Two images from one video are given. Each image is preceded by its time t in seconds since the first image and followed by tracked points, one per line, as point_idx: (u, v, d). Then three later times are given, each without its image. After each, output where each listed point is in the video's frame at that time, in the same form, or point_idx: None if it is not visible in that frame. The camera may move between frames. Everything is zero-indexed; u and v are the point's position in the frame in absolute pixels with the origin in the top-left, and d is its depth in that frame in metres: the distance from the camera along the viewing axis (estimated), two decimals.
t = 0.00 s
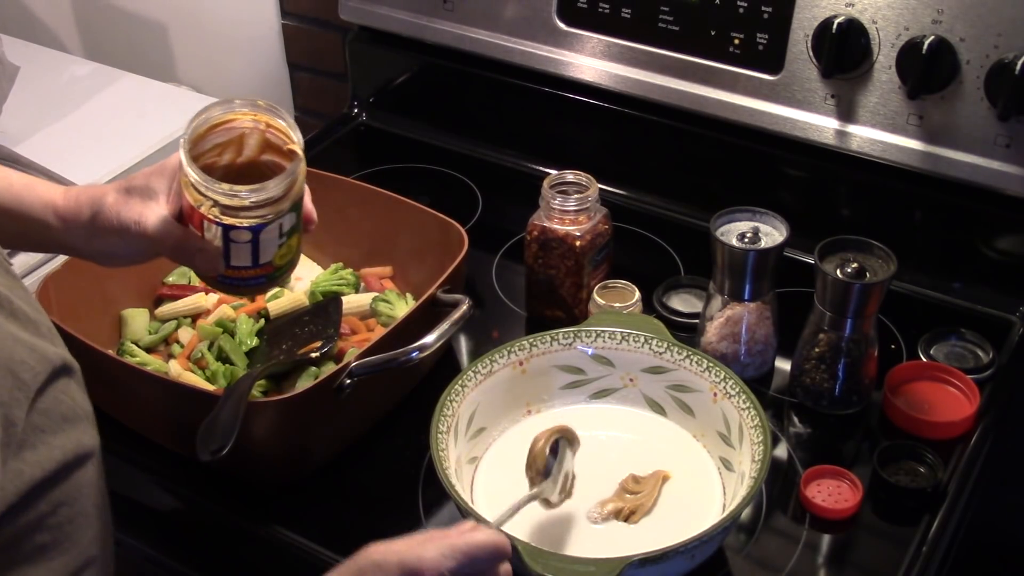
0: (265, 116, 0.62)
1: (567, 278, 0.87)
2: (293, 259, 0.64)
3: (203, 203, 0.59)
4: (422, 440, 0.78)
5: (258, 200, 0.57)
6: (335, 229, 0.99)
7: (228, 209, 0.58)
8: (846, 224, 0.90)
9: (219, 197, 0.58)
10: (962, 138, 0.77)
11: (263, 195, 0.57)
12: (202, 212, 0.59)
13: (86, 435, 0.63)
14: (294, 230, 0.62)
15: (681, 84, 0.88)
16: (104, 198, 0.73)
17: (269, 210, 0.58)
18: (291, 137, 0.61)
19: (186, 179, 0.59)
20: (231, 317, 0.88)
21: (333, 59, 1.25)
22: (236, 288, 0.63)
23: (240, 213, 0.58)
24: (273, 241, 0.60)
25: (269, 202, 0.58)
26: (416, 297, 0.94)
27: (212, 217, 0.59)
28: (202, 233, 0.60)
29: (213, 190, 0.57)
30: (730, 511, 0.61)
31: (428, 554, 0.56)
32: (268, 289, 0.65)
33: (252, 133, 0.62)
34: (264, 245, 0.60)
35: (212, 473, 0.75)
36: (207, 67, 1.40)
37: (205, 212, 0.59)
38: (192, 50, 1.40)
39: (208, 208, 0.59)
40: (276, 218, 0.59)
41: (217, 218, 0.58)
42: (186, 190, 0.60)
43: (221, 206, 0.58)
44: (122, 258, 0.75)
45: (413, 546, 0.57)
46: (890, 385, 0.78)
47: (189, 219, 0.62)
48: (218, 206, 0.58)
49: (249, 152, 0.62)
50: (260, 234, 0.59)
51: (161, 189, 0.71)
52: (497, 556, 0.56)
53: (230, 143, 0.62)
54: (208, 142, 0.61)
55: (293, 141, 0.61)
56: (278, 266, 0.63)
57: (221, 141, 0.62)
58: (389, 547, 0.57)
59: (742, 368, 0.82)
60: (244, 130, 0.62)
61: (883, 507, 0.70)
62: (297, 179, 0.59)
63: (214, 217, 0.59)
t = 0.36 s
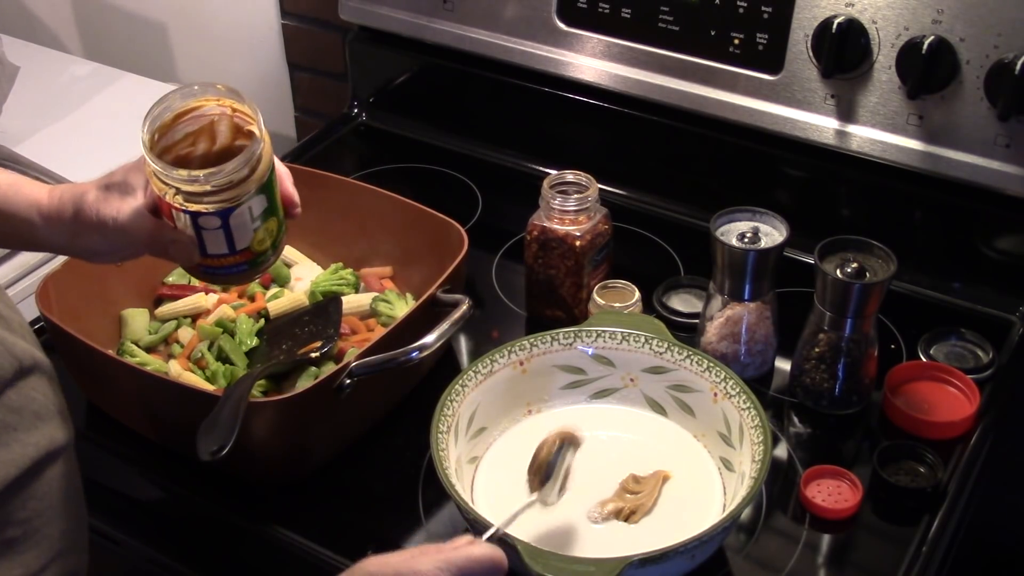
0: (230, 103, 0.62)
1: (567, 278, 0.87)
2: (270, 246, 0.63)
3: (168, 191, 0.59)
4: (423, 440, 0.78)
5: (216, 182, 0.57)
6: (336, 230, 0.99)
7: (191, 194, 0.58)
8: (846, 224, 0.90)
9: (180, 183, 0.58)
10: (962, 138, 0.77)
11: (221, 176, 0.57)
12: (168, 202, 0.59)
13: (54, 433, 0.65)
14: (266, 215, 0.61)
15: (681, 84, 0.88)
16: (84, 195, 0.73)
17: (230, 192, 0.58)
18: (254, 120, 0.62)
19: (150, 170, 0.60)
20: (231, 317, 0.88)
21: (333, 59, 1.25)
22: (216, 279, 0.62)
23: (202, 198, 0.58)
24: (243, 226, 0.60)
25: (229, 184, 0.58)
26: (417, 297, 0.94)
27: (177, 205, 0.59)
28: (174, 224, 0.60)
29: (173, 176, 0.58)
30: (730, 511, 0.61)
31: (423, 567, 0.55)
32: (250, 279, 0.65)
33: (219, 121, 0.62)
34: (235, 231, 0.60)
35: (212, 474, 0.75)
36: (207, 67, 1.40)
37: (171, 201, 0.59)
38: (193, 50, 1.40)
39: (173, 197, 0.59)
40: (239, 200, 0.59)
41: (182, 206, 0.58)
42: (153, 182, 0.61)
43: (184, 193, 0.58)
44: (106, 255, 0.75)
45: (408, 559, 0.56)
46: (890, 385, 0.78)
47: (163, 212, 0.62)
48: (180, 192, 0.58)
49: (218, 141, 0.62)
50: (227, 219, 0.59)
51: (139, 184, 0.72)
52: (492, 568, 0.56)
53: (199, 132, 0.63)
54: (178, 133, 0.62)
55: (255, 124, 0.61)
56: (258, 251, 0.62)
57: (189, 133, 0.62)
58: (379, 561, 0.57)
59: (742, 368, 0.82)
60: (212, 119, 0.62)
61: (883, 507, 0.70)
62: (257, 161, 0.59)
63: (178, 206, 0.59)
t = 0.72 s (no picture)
0: (227, 120, 0.62)
1: (567, 278, 0.87)
2: (257, 264, 0.63)
3: (157, 202, 0.59)
4: (423, 440, 0.78)
5: (207, 196, 0.57)
6: (336, 230, 0.99)
7: (180, 206, 0.58)
8: (846, 224, 0.90)
9: (170, 195, 0.58)
10: (962, 138, 0.77)
11: (212, 190, 0.57)
12: (157, 212, 0.59)
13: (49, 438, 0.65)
14: (255, 232, 0.61)
15: (681, 84, 0.88)
16: (73, 203, 0.73)
17: (221, 207, 0.58)
18: (249, 138, 0.61)
19: (141, 180, 0.60)
20: (231, 317, 0.88)
21: (333, 59, 1.25)
22: (201, 294, 0.62)
23: (192, 211, 0.58)
24: (232, 242, 0.60)
25: (220, 198, 0.58)
26: (416, 297, 0.94)
27: (166, 216, 0.58)
28: (162, 236, 0.60)
29: (163, 187, 0.57)
30: (730, 511, 0.61)
31: (430, 548, 0.55)
32: (235, 298, 0.64)
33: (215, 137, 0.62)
34: (222, 247, 0.60)
35: (212, 474, 0.75)
36: (207, 68, 1.40)
37: (160, 212, 0.59)
38: (193, 49, 1.40)
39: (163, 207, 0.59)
40: (230, 215, 0.59)
41: (171, 217, 0.58)
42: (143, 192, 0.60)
43: (174, 205, 0.58)
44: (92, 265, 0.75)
45: (415, 539, 0.56)
46: (890, 385, 0.78)
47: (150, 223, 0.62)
48: (170, 204, 0.58)
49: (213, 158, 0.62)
50: (216, 233, 0.58)
51: (129, 195, 0.71)
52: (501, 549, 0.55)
53: (195, 146, 0.62)
54: (173, 146, 0.62)
55: (251, 142, 0.61)
56: (243, 269, 0.62)
57: (184, 146, 0.62)
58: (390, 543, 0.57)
59: (742, 367, 0.82)
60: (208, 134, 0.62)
61: (883, 507, 0.70)
62: (251, 177, 0.59)
63: (168, 217, 0.58)
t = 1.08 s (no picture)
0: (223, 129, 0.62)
1: (567, 278, 0.87)
2: (249, 276, 0.63)
3: (150, 204, 0.59)
4: (423, 439, 0.78)
5: (198, 197, 0.57)
6: (336, 230, 0.99)
7: (172, 207, 0.58)
8: (846, 224, 0.90)
9: (162, 195, 0.58)
10: (962, 138, 0.77)
11: (203, 191, 0.57)
12: (150, 214, 0.59)
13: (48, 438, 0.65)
14: (247, 241, 0.61)
15: (681, 84, 0.88)
16: (68, 216, 0.73)
17: (212, 209, 0.58)
18: (244, 145, 0.61)
19: (135, 183, 0.60)
20: (231, 317, 0.88)
21: (333, 59, 1.25)
22: (192, 304, 0.62)
23: (183, 213, 0.58)
24: (224, 247, 0.60)
25: (211, 199, 0.58)
26: (416, 297, 0.94)
27: (159, 218, 0.58)
28: (155, 241, 0.60)
29: (155, 187, 0.57)
30: (730, 512, 0.61)
31: (445, 549, 0.55)
32: (228, 311, 0.64)
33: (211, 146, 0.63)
34: (214, 254, 0.60)
35: (212, 474, 0.75)
36: (207, 68, 1.40)
37: (152, 214, 0.59)
38: (193, 49, 1.40)
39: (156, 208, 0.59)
40: (221, 218, 0.59)
41: (163, 219, 0.58)
42: (138, 196, 0.61)
43: (166, 205, 0.58)
44: (86, 277, 0.75)
45: (429, 542, 0.56)
46: (890, 385, 0.78)
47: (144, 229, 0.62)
48: (162, 205, 0.58)
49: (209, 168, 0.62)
50: (207, 236, 0.58)
51: (124, 207, 0.72)
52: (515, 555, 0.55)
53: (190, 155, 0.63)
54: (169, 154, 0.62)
55: (246, 149, 0.61)
56: (235, 279, 0.62)
57: (178, 155, 0.62)
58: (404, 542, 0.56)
59: (742, 367, 0.82)
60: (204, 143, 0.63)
61: (883, 507, 0.70)
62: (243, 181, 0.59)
63: (160, 218, 0.58)
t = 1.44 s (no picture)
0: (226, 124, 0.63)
1: (567, 278, 0.87)
2: (250, 271, 0.63)
3: (154, 196, 0.59)
4: (423, 439, 0.78)
5: (203, 188, 0.58)
6: (336, 230, 0.99)
7: (176, 199, 0.58)
8: (846, 224, 0.90)
9: (166, 187, 0.58)
10: (963, 138, 0.77)
11: (208, 182, 0.58)
12: (153, 207, 0.59)
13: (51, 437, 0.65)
14: (250, 235, 0.61)
15: (681, 84, 0.88)
16: (71, 212, 0.74)
17: (217, 202, 0.58)
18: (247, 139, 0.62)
19: (139, 176, 0.60)
20: (231, 317, 0.88)
21: (333, 59, 1.25)
22: (193, 297, 0.62)
23: (188, 205, 0.58)
24: (227, 241, 0.60)
25: (216, 191, 0.58)
26: (416, 297, 0.94)
27: (162, 210, 0.59)
28: (158, 235, 0.60)
29: (160, 179, 0.58)
30: (730, 512, 0.61)
31: (455, 519, 0.55)
32: (229, 306, 0.64)
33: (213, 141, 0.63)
34: (216, 246, 0.59)
35: (212, 474, 0.75)
36: (207, 68, 1.40)
37: (156, 207, 0.59)
38: (193, 49, 1.40)
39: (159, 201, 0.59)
40: (225, 211, 0.59)
41: (167, 212, 0.58)
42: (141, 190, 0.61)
43: (170, 198, 0.58)
44: (88, 273, 0.75)
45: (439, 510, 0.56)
46: (890, 385, 0.78)
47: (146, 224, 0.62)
48: (167, 197, 0.58)
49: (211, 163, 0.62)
50: (211, 229, 0.58)
51: (127, 203, 0.72)
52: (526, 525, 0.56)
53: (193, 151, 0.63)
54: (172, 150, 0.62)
55: (250, 145, 0.61)
56: (237, 273, 0.62)
57: (181, 150, 0.62)
58: (415, 514, 0.57)
59: (742, 367, 0.82)
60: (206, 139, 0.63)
61: (883, 507, 0.70)
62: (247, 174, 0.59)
63: (164, 211, 0.58)
